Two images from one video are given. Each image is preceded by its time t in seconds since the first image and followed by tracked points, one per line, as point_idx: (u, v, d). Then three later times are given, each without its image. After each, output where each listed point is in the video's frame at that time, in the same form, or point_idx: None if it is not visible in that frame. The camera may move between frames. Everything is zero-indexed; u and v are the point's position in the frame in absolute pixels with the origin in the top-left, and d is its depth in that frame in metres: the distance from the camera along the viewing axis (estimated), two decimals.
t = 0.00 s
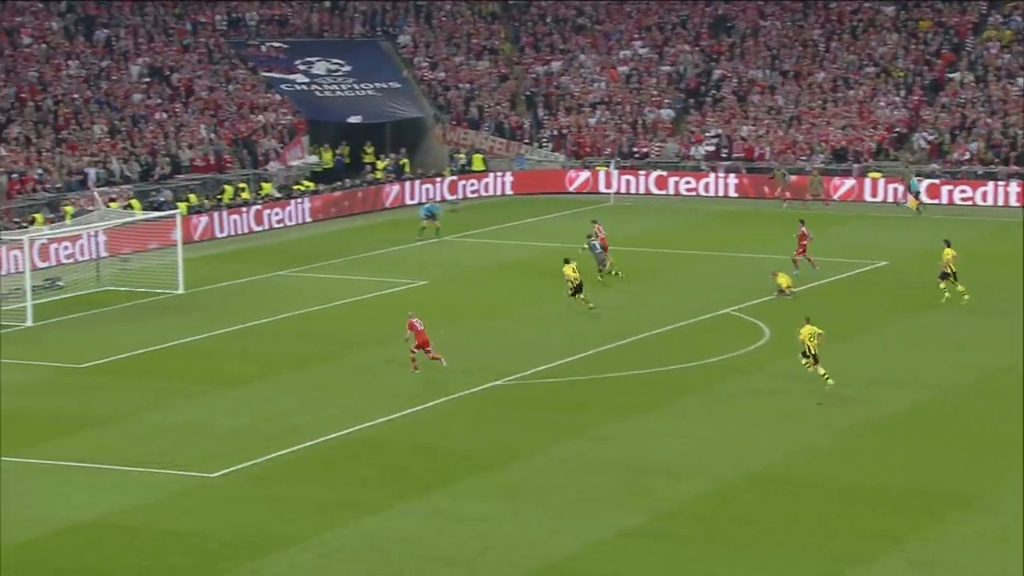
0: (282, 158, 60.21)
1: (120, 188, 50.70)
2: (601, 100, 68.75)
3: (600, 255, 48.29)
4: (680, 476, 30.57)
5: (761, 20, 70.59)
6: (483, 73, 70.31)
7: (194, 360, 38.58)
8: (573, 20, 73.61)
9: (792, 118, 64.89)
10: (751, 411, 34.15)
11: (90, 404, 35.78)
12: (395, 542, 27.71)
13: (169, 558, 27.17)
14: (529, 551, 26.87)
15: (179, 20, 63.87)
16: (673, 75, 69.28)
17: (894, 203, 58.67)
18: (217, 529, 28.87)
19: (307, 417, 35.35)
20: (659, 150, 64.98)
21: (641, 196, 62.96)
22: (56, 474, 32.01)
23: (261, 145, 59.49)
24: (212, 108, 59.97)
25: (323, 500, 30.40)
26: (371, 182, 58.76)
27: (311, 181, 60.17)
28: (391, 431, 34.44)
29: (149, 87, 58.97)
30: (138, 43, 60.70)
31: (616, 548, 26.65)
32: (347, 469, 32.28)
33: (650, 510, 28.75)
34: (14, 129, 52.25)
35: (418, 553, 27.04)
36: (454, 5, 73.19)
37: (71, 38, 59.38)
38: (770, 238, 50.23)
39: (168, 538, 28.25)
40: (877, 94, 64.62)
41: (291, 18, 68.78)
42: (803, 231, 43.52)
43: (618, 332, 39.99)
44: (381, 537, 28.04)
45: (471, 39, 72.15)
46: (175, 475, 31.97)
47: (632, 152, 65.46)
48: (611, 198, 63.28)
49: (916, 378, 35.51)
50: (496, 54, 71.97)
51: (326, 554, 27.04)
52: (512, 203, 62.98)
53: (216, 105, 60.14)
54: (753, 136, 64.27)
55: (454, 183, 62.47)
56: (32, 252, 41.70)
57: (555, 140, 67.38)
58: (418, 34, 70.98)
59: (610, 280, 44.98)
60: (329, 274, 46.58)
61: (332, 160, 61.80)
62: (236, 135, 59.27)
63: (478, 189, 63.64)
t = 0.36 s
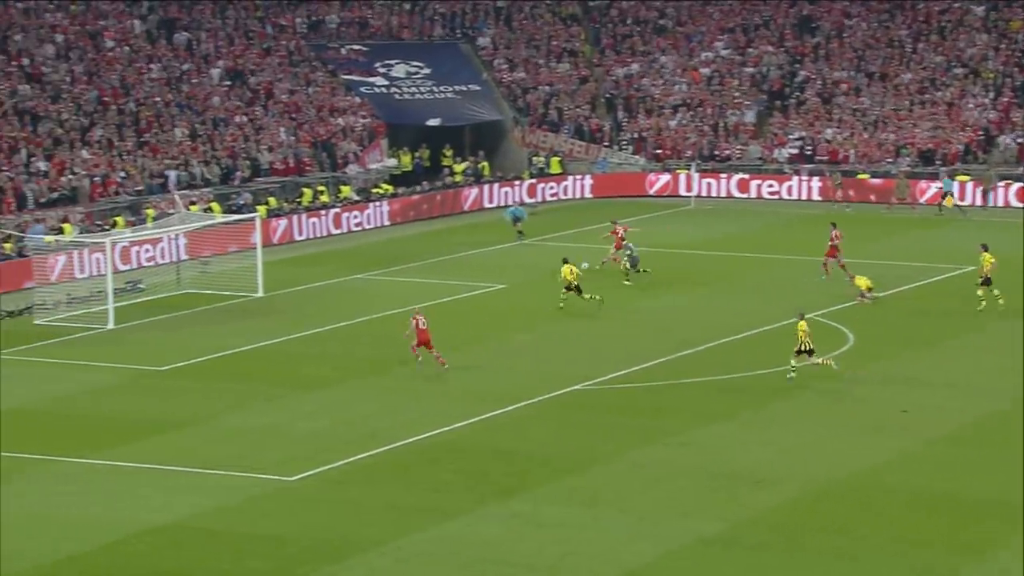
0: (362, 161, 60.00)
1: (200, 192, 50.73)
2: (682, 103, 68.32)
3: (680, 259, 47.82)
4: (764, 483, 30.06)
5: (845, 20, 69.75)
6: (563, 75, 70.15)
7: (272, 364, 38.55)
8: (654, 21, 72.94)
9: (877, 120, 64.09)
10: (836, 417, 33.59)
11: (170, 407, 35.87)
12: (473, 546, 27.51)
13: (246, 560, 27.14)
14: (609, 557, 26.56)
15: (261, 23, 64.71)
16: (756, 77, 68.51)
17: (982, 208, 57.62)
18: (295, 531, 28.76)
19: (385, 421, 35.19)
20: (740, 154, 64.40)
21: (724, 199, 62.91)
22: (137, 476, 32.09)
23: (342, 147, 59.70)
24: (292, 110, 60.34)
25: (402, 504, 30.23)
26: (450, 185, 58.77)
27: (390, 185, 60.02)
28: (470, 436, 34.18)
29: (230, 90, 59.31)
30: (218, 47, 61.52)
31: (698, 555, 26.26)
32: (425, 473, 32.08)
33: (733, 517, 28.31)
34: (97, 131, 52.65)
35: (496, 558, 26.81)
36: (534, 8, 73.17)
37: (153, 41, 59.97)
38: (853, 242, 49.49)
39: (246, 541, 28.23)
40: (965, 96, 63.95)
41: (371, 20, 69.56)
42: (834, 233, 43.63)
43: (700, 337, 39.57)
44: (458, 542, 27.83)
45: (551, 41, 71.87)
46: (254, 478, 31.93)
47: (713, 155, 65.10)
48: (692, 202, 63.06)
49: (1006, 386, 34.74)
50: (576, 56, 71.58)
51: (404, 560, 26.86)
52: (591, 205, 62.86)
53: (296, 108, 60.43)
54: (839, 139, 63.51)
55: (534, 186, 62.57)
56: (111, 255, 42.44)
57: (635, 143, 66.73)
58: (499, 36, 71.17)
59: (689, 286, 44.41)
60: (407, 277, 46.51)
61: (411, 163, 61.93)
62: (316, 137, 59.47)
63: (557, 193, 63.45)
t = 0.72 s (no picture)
0: (460, 161, 60.10)
1: (297, 192, 51.11)
2: (787, 102, 67.24)
3: (783, 263, 46.86)
4: (872, 493, 29.13)
5: (960, 17, 69.57)
6: (664, 74, 69.56)
7: (367, 368, 38.16)
8: (759, 20, 72.28)
9: (991, 120, 62.86)
10: (950, 427, 32.50)
11: (264, 410, 35.57)
12: (572, 555, 26.86)
13: (340, 565, 26.71)
14: (712, 568, 25.79)
15: (360, 23, 64.47)
16: (864, 75, 67.75)
17: None
18: (390, 537, 28.28)
19: (482, 426, 34.61)
20: (847, 155, 63.04)
21: (830, 201, 61.78)
22: (232, 479, 31.77)
23: (439, 149, 59.78)
24: (389, 111, 60.60)
25: (499, 510, 29.65)
26: (549, 187, 58.46)
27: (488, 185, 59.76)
28: (569, 441, 33.52)
29: (329, 90, 59.66)
30: (317, 46, 61.60)
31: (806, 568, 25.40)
32: (523, 479, 31.46)
33: (840, 528, 27.45)
34: (195, 132, 52.49)
35: (596, 567, 26.13)
36: (635, 6, 72.61)
37: (252, 42, 59.48)
38: (964, 247, 48.21)
39: (341, 545, 27.81)
40: None
41: (471, 19, 68.79)
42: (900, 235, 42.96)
43: (805, 343, 38.65)
44: (556, 550, 27.20)
45: (653, 39, 71.28)
46: (350, 482, 31.49)
47: (819, 156, 63.74)
48: (797, 203, 62.26)
49: None
50: (678, 55, 70.87)
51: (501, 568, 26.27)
52: (693, 207, 61.83)
53: (393, 109, 60.68)
54: (950, 139, 61.91)
55: (633, 187, 61.67)
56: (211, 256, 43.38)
57: (738, 143, 65.60)
58: (599, 35, 70.62)
59: (793, 291, 43.46)
60: (504, 280, 46.00)
61: (510, 164, 61.75)
62: (413, 138, 59.47)
63: (658, 195, 62.53)
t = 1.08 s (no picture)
0: (562, 160, 58.90)
1: (397, 191, 51.25)
2: (903, 98, 65.23)
3: (895, 266, 45.39)
4: (994, 505, 27.72)
5: None
6: (774, 70, 68.23)
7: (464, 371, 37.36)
8: (875, 12, 70.22)
9: None
10: None
11: (360, 413, 34.90)
12: (676, 565, 25.82)
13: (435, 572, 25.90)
14: None
15: (461, 18, 64.34)
16: (986, 70, 65.52)
17: None
18: (488, 543, 27.39)
19: (583, 432, 33.64)
20: (966, 152, 60.98)
21: (947, 200, 60.00)
22: (328, 482, 31.10)
23: (541, 146, 58.65)
24: (491, 107, 59.99)
25: (601, 517, 28.67)
26: (654, 186, 57.45)
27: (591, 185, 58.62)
28: (673, 448, 32.43)
29: (429, 86, 59.22)
30: (417, 41, 61.32)
31: None
32: (626, 486, 30.44)
33: (961, 540, 26.17)
34: (294, 129, 52.55)
35: None
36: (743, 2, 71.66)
37: (353, 37, 59.96)
38: None
39: (437, 551, 27.00)
40: None
41: (574, 14, 68.62)
42: (973, 235, 41.09)
43: (920, 349, 37.29)
44: (659, 559, 26.16)
45: (763, 34, 70.09)
46: (450, 487, 30.65)
47: (937, 153, 61.70)
48: (914, 203, 60.66)
49: None
50: (789, 50, 69.65)
51: None
52: (804, 207, 60.39)
53: (496, 105, 60.09)
54: None
55: (741, 186, 60.25)
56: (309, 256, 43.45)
57: (851, 140, 63.93)
58: (707, 29, 69.44)
59: (908, 294, 42.01)
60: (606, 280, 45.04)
61: (612, 162, 60.44)
62: (515, 136, 58.59)
63: (766, 193, 61.34)
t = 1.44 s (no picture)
0: (643, 158, 57.40)
1: (471, 190, 49.85)
2: (1007, 92, 63.16)
3: (992, 271, 43.36)
4: None
5: None
6: (868, 63, 65.40)
7: (539, 378, 35.88)
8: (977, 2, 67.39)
9: None
10: None
11: (432, 421, 33.54)
12: None
13: None
14: None
15: (539, 10, 62.88)
16: None
17: None
18: (566, 558, 25.86)
19: (665, 442, 32.03)
20: None
21: None
22: (398, 492, 29.74)
23: (622, 143, 57.06)
24: (570, 103, 58.67)
25: (686, 532, 27.07)
26: (739, 186, 55.85)
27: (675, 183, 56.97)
28: (760, 460, 30.73)
29: (506, 80, 58.06)
30: (494, 34, 60.11)
31: None
32: (711, 499, 28.82)
33: None
34: (365, 126, 51.41)
35: None
36: None
37: (426, 30, 58.76)
38: None
39: (512, 566, 25.51)
40: None
41: (657, 6, 66.89)
42: None
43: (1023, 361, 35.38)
44: None
45: (857, 25, 67.08)
46: (526, 499, 29.17)
47: None
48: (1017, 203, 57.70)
49: None
50: (884, 42, 66.39)
51: None
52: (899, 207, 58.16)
53: (575, 100, 58.76)
54: None
55: (833, 186, 58.25)
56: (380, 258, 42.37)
57: (950, 137, 61.64)
58: (797, 21, 67.02)
59: (1008, 302, 40.03)
60: (688, 285, 43.45)
61: (696, 159, 58.56)
62: (595, 133, 57.07)
63: (859, 193, 59.16)
